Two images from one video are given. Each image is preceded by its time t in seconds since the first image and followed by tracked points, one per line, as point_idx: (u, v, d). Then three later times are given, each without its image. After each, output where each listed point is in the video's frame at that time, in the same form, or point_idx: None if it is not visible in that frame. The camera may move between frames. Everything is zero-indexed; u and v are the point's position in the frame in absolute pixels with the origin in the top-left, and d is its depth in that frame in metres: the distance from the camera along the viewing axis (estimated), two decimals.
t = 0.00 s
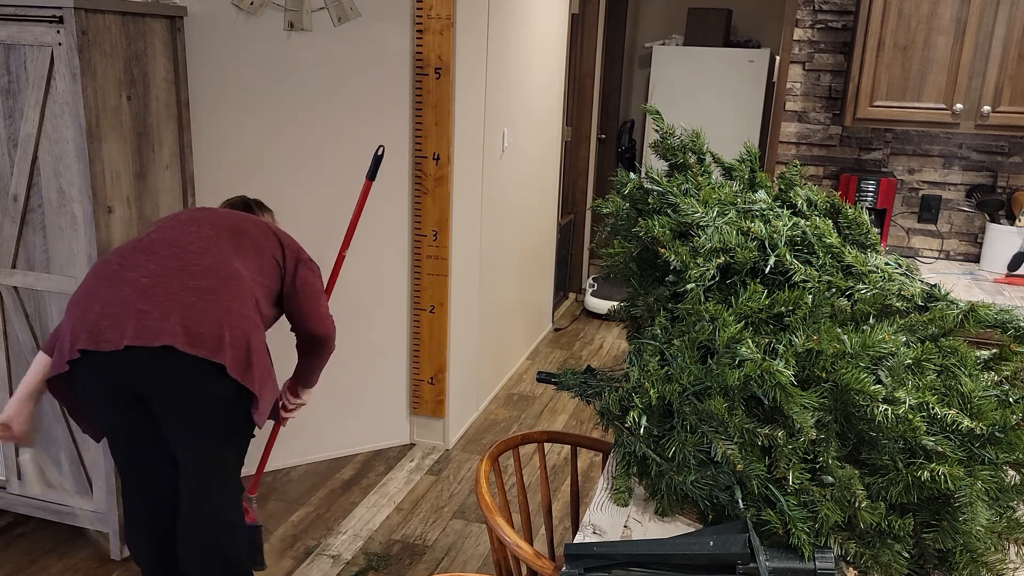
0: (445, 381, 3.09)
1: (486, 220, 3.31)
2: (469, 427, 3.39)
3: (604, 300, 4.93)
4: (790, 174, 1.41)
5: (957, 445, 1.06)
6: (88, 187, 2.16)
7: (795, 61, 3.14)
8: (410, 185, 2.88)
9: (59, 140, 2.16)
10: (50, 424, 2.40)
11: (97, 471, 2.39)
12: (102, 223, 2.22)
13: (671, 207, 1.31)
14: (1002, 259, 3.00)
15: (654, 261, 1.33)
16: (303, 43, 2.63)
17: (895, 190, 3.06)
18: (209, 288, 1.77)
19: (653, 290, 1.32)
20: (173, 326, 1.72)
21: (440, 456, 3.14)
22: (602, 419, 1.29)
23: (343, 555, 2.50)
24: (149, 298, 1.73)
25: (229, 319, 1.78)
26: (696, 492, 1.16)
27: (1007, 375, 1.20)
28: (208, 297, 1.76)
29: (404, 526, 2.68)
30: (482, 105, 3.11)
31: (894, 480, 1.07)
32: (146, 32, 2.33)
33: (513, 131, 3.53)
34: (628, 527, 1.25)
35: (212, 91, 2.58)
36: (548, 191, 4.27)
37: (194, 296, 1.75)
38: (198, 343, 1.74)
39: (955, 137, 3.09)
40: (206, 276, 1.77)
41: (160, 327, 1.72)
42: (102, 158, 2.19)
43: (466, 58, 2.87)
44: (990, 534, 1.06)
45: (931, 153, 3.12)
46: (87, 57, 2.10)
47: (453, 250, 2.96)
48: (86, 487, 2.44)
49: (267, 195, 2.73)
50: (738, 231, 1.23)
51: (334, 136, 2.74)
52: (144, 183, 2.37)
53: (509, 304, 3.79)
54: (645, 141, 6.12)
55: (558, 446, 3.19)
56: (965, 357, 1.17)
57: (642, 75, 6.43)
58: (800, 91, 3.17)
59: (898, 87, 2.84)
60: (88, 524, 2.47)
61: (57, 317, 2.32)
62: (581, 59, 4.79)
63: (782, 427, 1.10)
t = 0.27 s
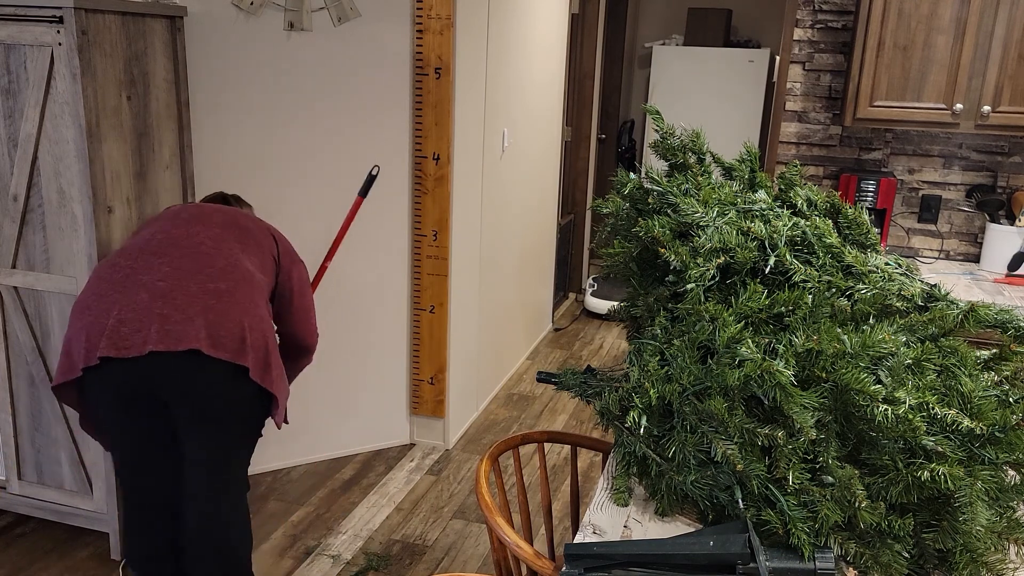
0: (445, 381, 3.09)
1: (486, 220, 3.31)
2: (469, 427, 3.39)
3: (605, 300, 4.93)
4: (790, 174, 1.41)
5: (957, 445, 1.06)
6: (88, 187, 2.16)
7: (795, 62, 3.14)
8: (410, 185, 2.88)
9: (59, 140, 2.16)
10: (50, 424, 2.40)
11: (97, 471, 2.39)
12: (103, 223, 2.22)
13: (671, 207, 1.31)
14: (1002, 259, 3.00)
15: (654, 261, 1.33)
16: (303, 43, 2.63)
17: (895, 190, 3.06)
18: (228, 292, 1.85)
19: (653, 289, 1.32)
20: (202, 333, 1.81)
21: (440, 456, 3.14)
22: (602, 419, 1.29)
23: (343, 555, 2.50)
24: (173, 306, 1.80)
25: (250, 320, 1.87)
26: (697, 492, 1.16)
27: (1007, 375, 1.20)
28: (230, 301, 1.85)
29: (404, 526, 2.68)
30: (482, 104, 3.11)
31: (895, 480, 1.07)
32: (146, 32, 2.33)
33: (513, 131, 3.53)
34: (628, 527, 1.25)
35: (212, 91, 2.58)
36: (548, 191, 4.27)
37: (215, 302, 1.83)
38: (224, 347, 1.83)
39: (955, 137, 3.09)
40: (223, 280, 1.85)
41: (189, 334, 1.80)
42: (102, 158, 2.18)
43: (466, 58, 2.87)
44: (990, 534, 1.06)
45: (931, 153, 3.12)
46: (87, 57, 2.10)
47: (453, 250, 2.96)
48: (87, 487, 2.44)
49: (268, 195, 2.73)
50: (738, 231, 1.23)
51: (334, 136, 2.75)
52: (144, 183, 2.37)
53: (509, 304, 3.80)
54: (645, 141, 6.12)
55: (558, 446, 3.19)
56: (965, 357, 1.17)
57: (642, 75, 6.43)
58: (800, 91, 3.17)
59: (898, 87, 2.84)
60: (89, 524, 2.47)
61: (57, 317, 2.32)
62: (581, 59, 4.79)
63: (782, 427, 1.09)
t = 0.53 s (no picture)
0: (445, 381, 3.09)
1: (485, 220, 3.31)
2: (469, 427, 3.39)
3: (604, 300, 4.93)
4: (790, 174, 1.41)
5: (957, 445, 1.06)
6: (88, 188, 2.16)
7: (795, 62, 3.14)
8: (410, 185, 2.88)
9: (59, 140, 2.16)
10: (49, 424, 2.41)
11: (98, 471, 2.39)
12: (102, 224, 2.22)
13: (671, 207, 1.31)
14: (1002, 259, 3.00)
15: (654, 261, 1.33)
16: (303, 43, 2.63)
17: (895, 191, 3.06)
18: (190, 307, 1.80)
19: (653, 289, 1.32)
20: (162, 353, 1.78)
21: (440, 456, 3.14)
22: (602, 419, 1.29)
23: (343, 555, 2.51)
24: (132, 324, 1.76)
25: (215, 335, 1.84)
26: (697, 492, 1.16)
27: (1007, 375, 1.20)
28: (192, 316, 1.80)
29: (404, 526, 2.68)
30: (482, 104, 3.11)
31: (894, 480, 1.07)
32: (146, 33, 2.33)
33: (513, 131, 3.53)
34: (628, 527, 1.25)
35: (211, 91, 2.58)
36: (548, 191, 4.27)
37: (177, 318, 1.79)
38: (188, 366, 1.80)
39: (955, 137, 3.09)
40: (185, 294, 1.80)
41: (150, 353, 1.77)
42: (102, 158, 2.18)
43: (466, 58, 2.87)
44: (989, 534, 1.06)
45: (931, 153, 3.12)
46: (86, 57, 2.10)
47: (453, 250, 2.95)
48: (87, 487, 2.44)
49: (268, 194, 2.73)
50: (738, 231, 1.23)
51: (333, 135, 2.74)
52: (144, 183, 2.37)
53: (508, 305, 3.79)
54: (645, 141, 6.12)
55: (558, 446, 3.19)
56: (965, 356, 1.17)
57: (642, 75, 6.43)
58: (800, 91, 3.17)
59: (898, 87, 2.84)
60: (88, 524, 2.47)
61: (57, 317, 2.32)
62: (581, 59, 4.79)
63: (782, 427, 1.09)
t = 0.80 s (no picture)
0: (445, 381, 3.09)
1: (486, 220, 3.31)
2: (469, 427, 3.39)
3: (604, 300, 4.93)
4: (790, 174, 1.41)
5: (957, 445, 1.06)
6: (89, 188, 2.16)
7: (795, 62, 3.14)
8: (410, 186, 2.88)
9: (59, 140, 2.16)
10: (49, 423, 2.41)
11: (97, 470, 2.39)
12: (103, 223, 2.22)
13: (671, 207, 1.31)
14: (1002, 259, 3.00)
15: (654, 261, 1.33)
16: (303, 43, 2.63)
17: (895, 190, 3.06)
18: (168, 318, 1.79)
19: (653, 290, 1.32)
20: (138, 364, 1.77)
21: (440, 456, 3.14)
22: (602, 419, 1.29)
23: (343, 555, 2.51)
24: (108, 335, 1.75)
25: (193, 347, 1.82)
26: (697, 492, 1.16)
27: (1007, 375, 1.20)
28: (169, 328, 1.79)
29: (404, 526, 2.68)
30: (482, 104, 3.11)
31: (894, 480, 1.07)
32: (146, 32, 2.33)
33: (513, 131, 3.53)
34: (628, 527, 1.25)
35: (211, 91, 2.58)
36: (548, 191, 4.27)
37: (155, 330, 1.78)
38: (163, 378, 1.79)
39: (955, 137, 3.09)
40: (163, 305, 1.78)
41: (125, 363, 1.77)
42: (102, 158, 2.18)
43: (466, 58, 2.87)
44: (990, 534, 1.06)
45: (931, 153, 3.12)
46: (87, 57, 2.10)
47: (453, 250, 2.95)
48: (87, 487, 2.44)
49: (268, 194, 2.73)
50: (738, 231, 1.23)
51: (333, 135, 2.74)
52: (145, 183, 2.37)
53: (509, 304, 3.79)
54: (645, 141, 6.12)
55: (558, 446, 3.19)
56: (965, 356, 1.17)
57: (642, 75, 6.43)
58: (800, 91, 3.17)
59: (898, 87, 2.84)
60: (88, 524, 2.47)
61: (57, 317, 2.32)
62: (581, 59, 4.79)
63: (782, 427, 1.09)
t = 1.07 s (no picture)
0: (445, 381, 3.09)
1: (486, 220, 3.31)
2: (469, 427, 3.39)
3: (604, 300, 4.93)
4: (790, 174, 1.41)
5: (957, 445, 1.06)
6: (89, 188, 2.16)
7: (795, 62, 3.14)
8: (410, 185, 2.88)
9: (59, 140, 2.16)
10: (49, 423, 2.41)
11: (97, 471, 2.39)
12: (102, 223, 2.21)
13: (671, 207, 1.31)
14: (1001, 259, 3.00)
15: (654, 261, 1.33)
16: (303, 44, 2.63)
17: (895, 191, 3.06)
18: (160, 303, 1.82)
19: (653, 289, 1.32)
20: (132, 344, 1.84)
21: (440, 456, 3.14)
22: (602, 419, 1.29)
23: (343, 555, 2.51)
24: (107, 320, 1.84)
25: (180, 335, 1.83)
26: (697, 492, 1.16)
27: (1007, 375, 1.20)
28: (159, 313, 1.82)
29: (404, 526, 2.68)
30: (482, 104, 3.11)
31: (894, 480, 1.07)
32: (146, 32, 2.33)
33: (513, 131, 3.53)
34: (628, 527, 1.25)
35: (212, 90, 2.58)
36: (548, 191, 4.27)
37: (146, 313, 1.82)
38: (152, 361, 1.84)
39: (955, 137, 3.09)
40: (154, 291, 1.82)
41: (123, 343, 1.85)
42: (103, 157, 2.18)
43: (465, 58, 2.87)
44: (989, 534, 1.06)
45: (931, 153, 3.12)
46: (87, 56, 2.09)
47: (453, 250, 2.95)
48: (86, 487, 2.44)
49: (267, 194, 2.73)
50: (738, 231, 1.23)
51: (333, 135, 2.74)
52: (144, 183, 2.37)
53: (508, 304, 3.79)
54: (645, 141, 6.12)
55: (558, 445, 3.19)
56: (965, 356, 1.17)
57: (642, 75, 6.43)
58: (800, 91, 3.17)
59: (898, 87, 2.84)
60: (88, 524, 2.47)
61: (57, 317, 2.32)
62: (581, 59, 4.79)
63: (781, 427, 1.09)
